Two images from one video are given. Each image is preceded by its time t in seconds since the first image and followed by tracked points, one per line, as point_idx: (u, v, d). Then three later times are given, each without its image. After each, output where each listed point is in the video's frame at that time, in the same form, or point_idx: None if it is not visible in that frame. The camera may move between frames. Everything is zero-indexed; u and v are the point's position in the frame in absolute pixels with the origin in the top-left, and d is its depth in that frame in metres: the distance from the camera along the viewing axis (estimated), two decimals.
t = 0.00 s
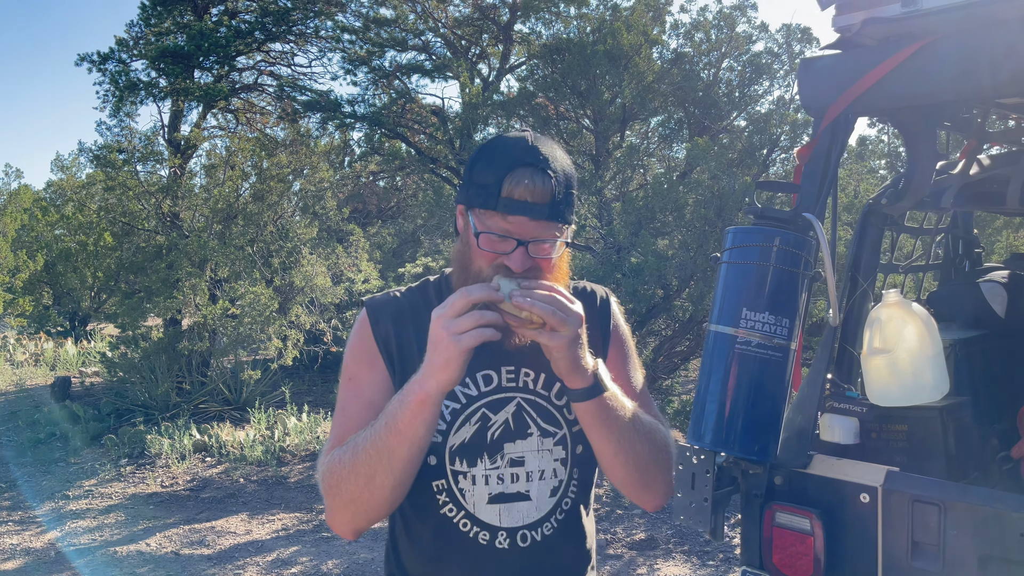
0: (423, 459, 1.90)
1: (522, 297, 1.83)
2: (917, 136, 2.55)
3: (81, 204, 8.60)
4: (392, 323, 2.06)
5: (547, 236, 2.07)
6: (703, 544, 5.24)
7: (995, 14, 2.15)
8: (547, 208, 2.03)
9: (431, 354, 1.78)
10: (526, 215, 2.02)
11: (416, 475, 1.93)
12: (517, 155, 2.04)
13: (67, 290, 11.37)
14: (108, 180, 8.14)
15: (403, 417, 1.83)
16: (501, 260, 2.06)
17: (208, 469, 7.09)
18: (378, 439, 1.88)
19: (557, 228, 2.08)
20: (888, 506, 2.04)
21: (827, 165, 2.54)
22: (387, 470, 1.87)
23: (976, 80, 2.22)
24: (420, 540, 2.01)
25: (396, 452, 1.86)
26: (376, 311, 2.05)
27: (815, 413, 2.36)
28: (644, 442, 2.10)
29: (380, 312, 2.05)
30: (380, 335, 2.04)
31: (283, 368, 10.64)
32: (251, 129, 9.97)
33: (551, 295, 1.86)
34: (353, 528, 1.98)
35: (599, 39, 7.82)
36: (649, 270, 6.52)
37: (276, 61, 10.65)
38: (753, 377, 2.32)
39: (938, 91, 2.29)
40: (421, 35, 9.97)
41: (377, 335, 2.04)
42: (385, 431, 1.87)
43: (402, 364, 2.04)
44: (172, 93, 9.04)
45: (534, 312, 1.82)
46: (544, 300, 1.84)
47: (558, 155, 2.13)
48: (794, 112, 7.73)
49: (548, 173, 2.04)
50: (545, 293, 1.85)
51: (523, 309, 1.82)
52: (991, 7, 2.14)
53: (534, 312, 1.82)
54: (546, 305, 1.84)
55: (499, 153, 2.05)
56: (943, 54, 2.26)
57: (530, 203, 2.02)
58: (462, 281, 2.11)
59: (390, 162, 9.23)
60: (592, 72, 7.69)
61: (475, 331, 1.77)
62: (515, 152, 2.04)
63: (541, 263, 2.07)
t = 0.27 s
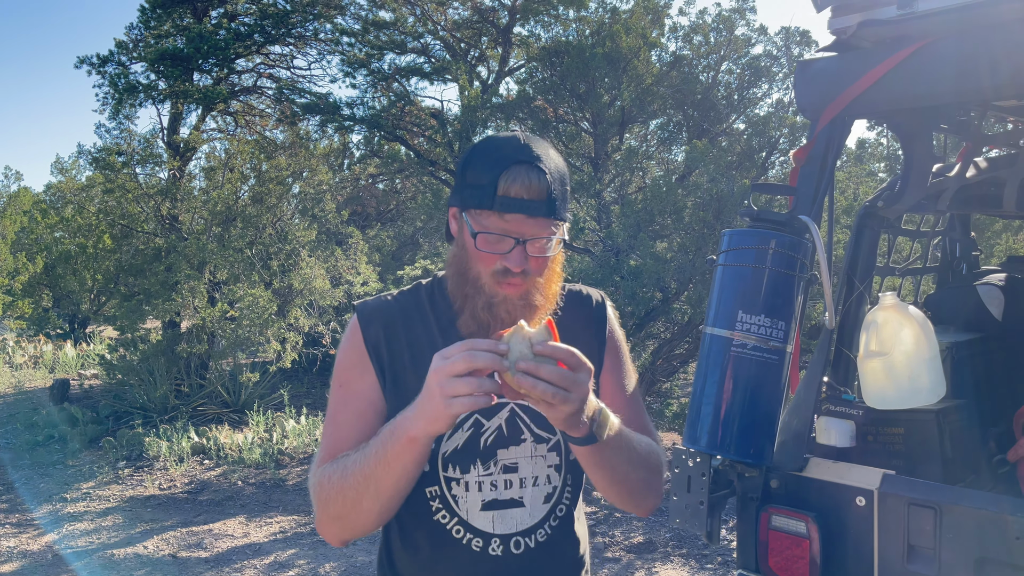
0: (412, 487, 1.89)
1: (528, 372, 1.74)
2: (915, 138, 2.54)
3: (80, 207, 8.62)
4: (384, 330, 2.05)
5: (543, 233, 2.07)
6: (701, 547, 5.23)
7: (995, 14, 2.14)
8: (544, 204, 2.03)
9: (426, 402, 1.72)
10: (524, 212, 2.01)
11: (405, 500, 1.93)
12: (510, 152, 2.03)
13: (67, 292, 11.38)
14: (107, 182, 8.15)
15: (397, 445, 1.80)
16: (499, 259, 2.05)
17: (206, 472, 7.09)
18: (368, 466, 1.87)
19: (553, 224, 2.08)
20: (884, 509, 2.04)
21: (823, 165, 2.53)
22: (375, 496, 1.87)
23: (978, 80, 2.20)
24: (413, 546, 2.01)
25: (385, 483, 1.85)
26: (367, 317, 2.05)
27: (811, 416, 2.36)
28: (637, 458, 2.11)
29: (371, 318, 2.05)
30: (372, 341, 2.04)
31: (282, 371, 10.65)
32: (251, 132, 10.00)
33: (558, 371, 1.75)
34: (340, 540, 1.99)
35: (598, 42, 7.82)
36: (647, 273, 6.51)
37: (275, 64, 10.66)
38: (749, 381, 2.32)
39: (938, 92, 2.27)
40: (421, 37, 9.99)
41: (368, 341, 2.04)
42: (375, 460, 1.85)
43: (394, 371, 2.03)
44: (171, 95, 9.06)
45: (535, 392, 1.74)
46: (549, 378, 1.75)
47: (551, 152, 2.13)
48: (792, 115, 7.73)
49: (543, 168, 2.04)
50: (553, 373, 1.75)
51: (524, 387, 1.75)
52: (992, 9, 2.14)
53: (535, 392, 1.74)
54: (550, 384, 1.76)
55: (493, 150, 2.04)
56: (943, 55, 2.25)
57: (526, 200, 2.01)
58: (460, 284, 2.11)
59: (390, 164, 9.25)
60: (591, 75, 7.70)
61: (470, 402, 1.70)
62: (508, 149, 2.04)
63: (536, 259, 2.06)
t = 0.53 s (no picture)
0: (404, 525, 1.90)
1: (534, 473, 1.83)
2: (914, 141, 2.53)
3: (79, 209, 8.61)
4: (378, 336, 2.02)
5: (541, 232, 2.07)
6: (700, 550, 5.22)
7: (996, 16, 2.14)
8: (542, 201, 2.03)
9: (428, 474, 1.75)
10: (523, 209, 2.01)
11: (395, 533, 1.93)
12: (507, 151, 2.03)
13: (66, 295, 11.37)
14: (106, 183, 8.15)
15: (395, 488, 1.80)
16: (498, 259, 2.05)
17: (205, 474, 7.08)
18: (360, 502, 1.85)
19: (552, 221, 2.09)
20: (882, 512, 2.04)
21: (820, 169, 2.54)
22: (365, 531, 1.87)
23: (979, 81, 2.19)
24: (410, 551, 2.00)
25: (376, 524, 1.85)
26: (362, 324, 2.02)
27: (809, 419, 2.36)
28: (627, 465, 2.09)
29: (364, 324, 2.02)
30: (364, 347, 2.00)
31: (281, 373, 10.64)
32: (250, 133, 10.16)
33: (565, 477, 1.85)
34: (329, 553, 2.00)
35: (597, 44, 7.82)
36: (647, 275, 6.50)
37: (275, 65, 10.66)
38: (748, 385, 2.31)
39: (940, 94, 2.26)
40: (420, 39, 9.99)
41: (360, 347, 2.00)
42: (368, 499, 1.84)
43: (387, 378, 2.00)
44: (170, 97, 9.06)
45: (537, 490, 1.85)
46: (555, 482, 1.84)
47: (547, 150, 2.13)
48: (792, 117, 7.72)
49: (540, 166, 2.03)
50: (558, 480, 1.84)
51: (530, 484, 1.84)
52: (991, 10, 2.14)
53: (537, 489, 1.85)
54: (554, 485, 1.85)
55: (490, 149, 2.03)
56: (941, 58, 2.24)
57: (525, 198, 2.01)
58: (459, 286, 2.10)
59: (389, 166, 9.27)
60: (590, 77, 7.70)
61: (472, 493, 1.75)
62: (504, 148, 2.03)
63: (537, 259, 2.09)
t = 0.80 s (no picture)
0: None
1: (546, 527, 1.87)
2: (914, 144, 2.53)
3: (79, 210, 8.61)
4: (374, 340, 2.02)
5: (539, 231, 2.07)
6: (700, 552, 5.22)
7: (996, 18, 2.13)
8: (540, 201, 2.04)
9: None
10: (521, 208, 2.01)
11: None
12: (506, 150, 2.03)
13: (65, 296, 11.37)
14: (106, 185, 8.15)
15: None
16: (495, 257, 2.05)
17: (204, 476, 7.07)
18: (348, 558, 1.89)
19: (549, 222, 2.09)
20: (883, 515, 2.03)
21: (820, 173, 2.55)
22: None
23: (980, 84, 2.18)
24: (409, 554, 2.00)
25: None
26: (360, 327, 2.03)
27: (810, 422, 2.35)
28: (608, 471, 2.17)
29: (362, 329, 2.03)
30: (362, 352, 2.00)
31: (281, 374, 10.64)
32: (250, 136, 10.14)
33: (574, 538, 1.88)
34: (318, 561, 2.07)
35: (597, 46, 7.83)
36: (646, 277, 6.50)
37: (274, 67, 10.67)
38: (748, 387, 2.31)
39: (941, 96, 2.25)
40: (420, 41, 10.00)
41: (358, 352, 2.00)
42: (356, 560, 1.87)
43: (384, 381, 2.00)
44: (170, 98, 9.06)
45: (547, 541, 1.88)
46: (564, 537, 1.87)
47: (545, 152, 2.13)
48: (792, 119, 7.73)
49: (538, 165, 2.04)
50: (568, 537, 1.87)
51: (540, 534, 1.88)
52: (992, 15, 2.13)
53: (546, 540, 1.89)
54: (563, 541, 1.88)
55: (490, 148, 2.04)
56: (941, 62, 2.24)
57: (523, 196, 2.01)
58: (455, 285, 2.09)
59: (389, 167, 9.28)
60: (590, 79, 7.70)
61: None
62: (503, 148, 2.04)
63: (534, 259, 2.08)
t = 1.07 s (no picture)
0: None
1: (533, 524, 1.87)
2: (913, 146, 2.54)
3: (78, 210, 8.60)
4: (371, 347, 2.02)
5: (535, 228, 2.07)
6: (699, 553, 5.21)
7: (994, 21, 2.12)
8: (535, 197, 2.04)
9: None
10: (515, 204, 2.01)
11: None
12: (500, 148, 2.04)
13: (64, 297, 11.35)
14: (105, 185, 8.15)
15: None
16: (491, 253, 2.05)
17: (203, 476, 7.07)
18: None
19: (545, 218, 2.08)
20: (882, 517, 2.03)
21: (819, 174, 2.54)
22: None
23: (977, 88, 2.18)
24: (407, 556, 2.00)
25: None
26: (356, 334, 2.03)
27: (810, 424, 2.35)
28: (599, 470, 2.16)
29: (358, 336, 2.03)
30: (358, 358, 2.00)
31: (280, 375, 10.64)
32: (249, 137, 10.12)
33: (560, 535, 1.88)
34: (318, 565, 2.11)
35: (596, 46, 7.83)
36: (646, 278, 6.50)
37: (274, 68, 10.66)
38: (747, 389, 2.31)
39: (938, 100, 2.26)
40: (419, 42, 10.00)
41: (355, 358, 2.00)
42: None
43: (382, 386, 2.00)
44: (169, 99, 9.06)
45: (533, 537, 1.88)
46: (551, 534, 1.87)
47: (540, 151, 2.14)
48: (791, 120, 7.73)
49: (533, 161, 2.04)
50: (555, 533, 1.87)
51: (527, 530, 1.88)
52: (992, 15, 2.12)
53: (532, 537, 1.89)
54: (549, 537, 1.88)
55: (484, 147, 2.05)
56: (941, 63, 2.24)
57: (518, 192, 2.01)
58: (453, 285, 2.09)
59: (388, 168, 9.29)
60: (590, 80, 7.70)
61: None
62: (497, 147, 2.05)
63: (531, 256, 2.08)
